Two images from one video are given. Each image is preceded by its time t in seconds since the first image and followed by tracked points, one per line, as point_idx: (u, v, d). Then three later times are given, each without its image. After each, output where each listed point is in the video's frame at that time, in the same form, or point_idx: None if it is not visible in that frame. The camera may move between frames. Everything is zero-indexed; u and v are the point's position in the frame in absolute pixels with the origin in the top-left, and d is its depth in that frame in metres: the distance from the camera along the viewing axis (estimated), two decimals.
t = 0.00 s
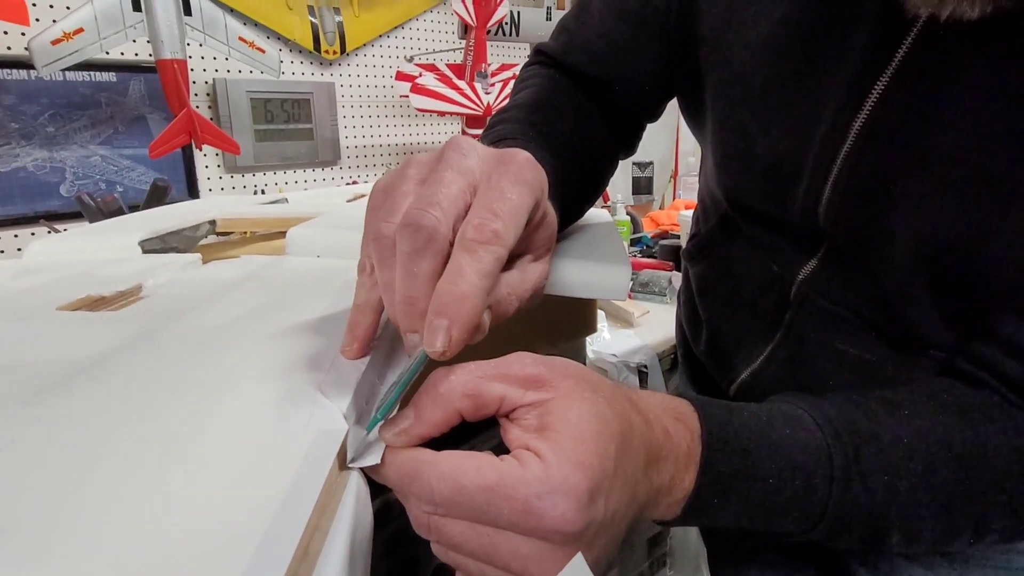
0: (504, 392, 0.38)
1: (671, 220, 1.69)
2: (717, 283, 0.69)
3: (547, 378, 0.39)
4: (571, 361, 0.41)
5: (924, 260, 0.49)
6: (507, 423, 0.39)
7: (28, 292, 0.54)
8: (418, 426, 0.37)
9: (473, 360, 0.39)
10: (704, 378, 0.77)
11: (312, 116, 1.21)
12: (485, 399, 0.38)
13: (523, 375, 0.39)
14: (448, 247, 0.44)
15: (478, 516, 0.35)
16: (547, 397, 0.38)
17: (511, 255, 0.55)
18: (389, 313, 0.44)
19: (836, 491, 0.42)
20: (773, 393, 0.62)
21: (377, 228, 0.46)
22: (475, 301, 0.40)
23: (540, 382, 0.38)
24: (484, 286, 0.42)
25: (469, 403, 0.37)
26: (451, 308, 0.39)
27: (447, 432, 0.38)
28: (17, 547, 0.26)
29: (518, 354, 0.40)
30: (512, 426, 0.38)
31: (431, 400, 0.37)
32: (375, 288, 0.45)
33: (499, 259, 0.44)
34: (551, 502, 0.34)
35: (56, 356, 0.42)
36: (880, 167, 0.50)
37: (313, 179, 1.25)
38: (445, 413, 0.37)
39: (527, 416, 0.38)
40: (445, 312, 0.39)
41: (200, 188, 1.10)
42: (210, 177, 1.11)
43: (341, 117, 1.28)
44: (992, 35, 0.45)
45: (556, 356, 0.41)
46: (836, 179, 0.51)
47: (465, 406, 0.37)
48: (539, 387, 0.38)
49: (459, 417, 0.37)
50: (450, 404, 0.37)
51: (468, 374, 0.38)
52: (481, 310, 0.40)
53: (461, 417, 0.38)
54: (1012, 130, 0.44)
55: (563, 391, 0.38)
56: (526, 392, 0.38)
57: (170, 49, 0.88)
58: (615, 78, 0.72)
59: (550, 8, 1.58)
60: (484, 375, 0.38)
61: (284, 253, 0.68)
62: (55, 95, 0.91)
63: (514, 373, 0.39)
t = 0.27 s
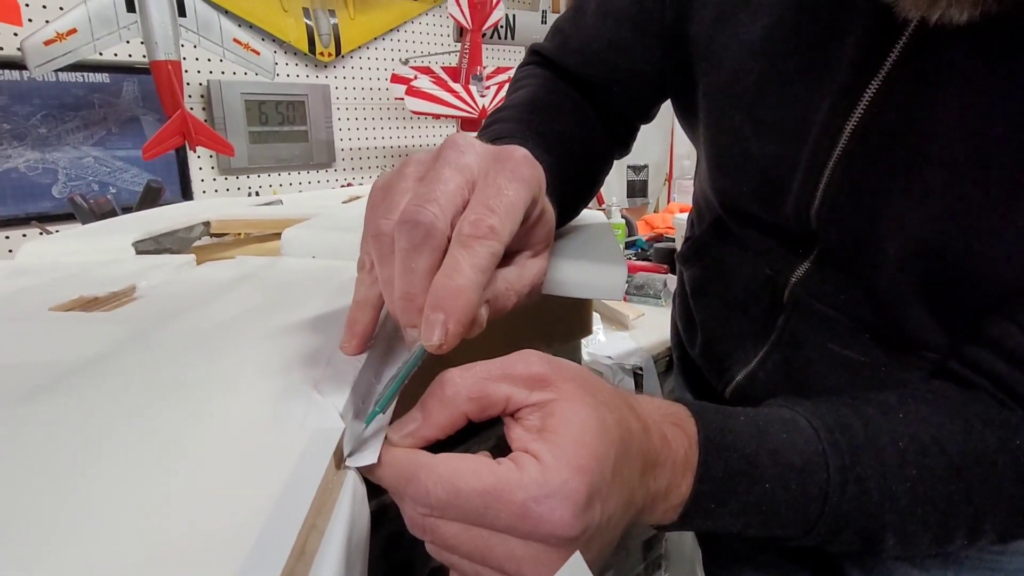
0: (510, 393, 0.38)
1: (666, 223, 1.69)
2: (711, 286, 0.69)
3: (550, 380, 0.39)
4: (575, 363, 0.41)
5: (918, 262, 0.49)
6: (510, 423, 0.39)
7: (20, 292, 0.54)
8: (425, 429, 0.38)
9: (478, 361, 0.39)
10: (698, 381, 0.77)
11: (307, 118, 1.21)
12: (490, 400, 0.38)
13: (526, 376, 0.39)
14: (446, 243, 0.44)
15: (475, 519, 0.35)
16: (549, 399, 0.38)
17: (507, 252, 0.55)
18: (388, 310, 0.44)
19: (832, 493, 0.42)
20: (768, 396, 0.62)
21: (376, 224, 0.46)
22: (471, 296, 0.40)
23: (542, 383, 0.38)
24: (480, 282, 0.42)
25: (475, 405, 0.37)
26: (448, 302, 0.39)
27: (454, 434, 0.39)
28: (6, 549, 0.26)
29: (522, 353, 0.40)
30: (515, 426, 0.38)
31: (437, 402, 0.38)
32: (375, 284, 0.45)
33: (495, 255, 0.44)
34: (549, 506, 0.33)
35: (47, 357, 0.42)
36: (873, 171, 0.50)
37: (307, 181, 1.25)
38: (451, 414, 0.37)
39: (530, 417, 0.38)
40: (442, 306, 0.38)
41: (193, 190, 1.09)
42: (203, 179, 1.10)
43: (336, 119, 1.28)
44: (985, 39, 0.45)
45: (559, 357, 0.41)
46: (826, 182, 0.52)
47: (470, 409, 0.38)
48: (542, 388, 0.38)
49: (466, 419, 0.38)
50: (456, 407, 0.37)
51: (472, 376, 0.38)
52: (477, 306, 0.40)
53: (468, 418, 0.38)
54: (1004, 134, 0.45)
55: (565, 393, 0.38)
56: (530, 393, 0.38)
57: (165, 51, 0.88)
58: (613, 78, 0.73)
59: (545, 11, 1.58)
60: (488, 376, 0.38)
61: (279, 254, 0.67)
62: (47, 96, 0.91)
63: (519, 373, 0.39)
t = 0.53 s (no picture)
0: (519, 392, 0.38)
1: (662, 225, 1.70)
2: (707, 288, 0.69)
3: (556, 379, 0.39)
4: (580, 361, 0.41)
5: (914, 266, 0.49)
6: (517, 420, 0.39)
7: (15, 291, 0.53)
8: (441, 434, 0.39)
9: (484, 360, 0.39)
10: (694, 384, 0.77)
11: (304, 119, 1.21)
12: (499, 401, 0.38)
13: (533, 374, 0.38)
14: (446, 240, 0.44)
15: (475, 518, 0.35)
16: (555, 397, 0.38)
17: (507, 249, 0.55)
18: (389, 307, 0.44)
19: (827, 495, 0.42)
20: (764, 398, 0.62)
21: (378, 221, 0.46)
22: (471, 292, 0.40)
23: (547, 382, 0.38)
24: (479, 278, 0.42)
25: (484, 409, 0.38)
26: (448, 297, 0.39)
27: (470, 433, 0.40)
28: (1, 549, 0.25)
29: (529, 349, 0.40)
30: (522, 425, 0.38)
31: (449, 408, 0.38)
32: (377, 280, 0.45)
33: (494, 251, 0.44)
34: (550, 506, 0.33)
35: (42, 356, 0.41)
36: (869, 175, 0.50)
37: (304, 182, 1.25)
38: (464, 418, 0.38)
39: (536, 415, 0.38)
40: (442, 302, 0.39)
41: (190, 190, 1.09)
42: (200, 179, 1.10)
43: (333, 120, 1.28)
44: (980, 45, 0.45)
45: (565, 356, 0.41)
46: (822, 186, 0.52)
47: (482, 413, 0.38)
48: (549, 386, 0.38)
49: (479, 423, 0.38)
50: (467, 412, 0.38)
51: (479, 380, 0.38)
52: (476, 302, 0.40)
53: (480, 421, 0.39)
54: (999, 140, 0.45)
55: (569, 392, 0.38)
56: (539, 390, 0.38)
57: (162, 51, 0.88)
58: (613, 78, 0.73)
59: (542, 14, 1.58)
60: (496, 375, 0.38)
61: (276, 253, 0.67)
62: (43, 95, 0.90)
63: (528, 371, 0.39)
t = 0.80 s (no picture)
0: (518, 391, 0.38)
1: (659, 227, 1.70)
2: (705, 289, 0.69)
3: (557, 378, 0.38)
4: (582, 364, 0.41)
5: (911, 268, 0.49)
6: (516, 420, 0.39)
7: (8, 285, 0.53)
8: (441, 435, 0.39)
9: (482, 359, 0.39)
10: (691, 386, 0.77)
11: (302, 116, 1.20)
12: (498, 401, 0.38)
13: (534, 373, 0.38)
14: (445, 232, 0.43)
15: (474, 518, 0.34)
16: (555, 396, 0.38)
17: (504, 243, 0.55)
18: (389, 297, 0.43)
19: (824, 497, 0.42)
20: (761, 400, 0.62)
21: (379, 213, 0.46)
22: (469, 284, 0.40)
23: (548, 381, 0.38)
24: (478, 270, 0.41)
25: (483, 409, 0.38)
26: (447, 289, 0.39)
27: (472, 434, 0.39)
28: None
29: (529, 347, 0.40)
30: (521, 424, 0.38)
31: (447, 410, 0.38)
32: (377, 272, 0.45)
33: (493, 244, 0.44)
34: (548, 506, 0.33)
35: (35, 350, 0.41)
36: (868, 177, 0.50)
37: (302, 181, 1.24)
38: (463, 420, 0.38)
39: (536, 414, 0.38)
40: (441, 293, 0.38)
41: (185, 187, 1.09)
42: (195, 176, 1.09)
43: (331, 119, 1.27)
44: (981, 47, 0.45)
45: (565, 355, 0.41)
46: (820, 186, 0.52)
47: (481, 413, 0.38)
48: (549, 385, 0.38)
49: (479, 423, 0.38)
50: (467, 413, 0.38)
51: (478, 380, 0.38)
52: (474, 293, 0.40)
53: (481, 422, 0.38)
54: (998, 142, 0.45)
55: (569, 392, 0.38)
56: (538, 390, 0.38)
57: (158, 46, 0.88)
58: (615, 75, 0.73)
59: (541, 14, 1.58)
60: (496, 374, 0.38)
61: (272, 250, 0.67)
62: (39, 90, 0.90)
63: (528, 370, 0.38)
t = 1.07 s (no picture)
0: (519, 386, 0.38)
1: (657, 228, 1.70)
2: (704, 288, 0.69)
3: (559, 373, 0.38)
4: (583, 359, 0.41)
5: (909, 268, 0.50)
6: (516, 415, 0.39)
7: (6, 279, 0.53)
8: (443, 430, 0.39)
9: (483, 354, 0.39)
10: (689, 385, 0.77)
11: (301, 115, 1.21)
12: (500, 396, 0.38)
13: (535, 367, 0.38)
14: (447, 223, 0.44)
15: (474, 513, 0.35)
16: (556, 391, 0.38)
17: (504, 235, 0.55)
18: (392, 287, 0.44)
19: (822, 496, 0.42)
20: (759, 399, 0.62)
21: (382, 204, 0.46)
22: (470, 274, 0.40)
23: (550, 375, 0.38)
24: (479, 259, 0.42)
25: (485, 403, 0.38)
26: (449, 277, 0.39)
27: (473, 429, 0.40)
28: None
29: (531, 342, 0.40)
30: (522, 419, 0.38)
31: (449, 406, 0.39)
32: (381, 261, 0.45)
33: (494, 235, 0.44)
34: (548, 500, 0.33)
35: (34, 342, 0.41)
36: (866, 176, 0.50)
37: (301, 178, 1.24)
38: (465, 415, 0.38)
39: (537, 408, 0.38)
40: (443, 281, 0.39)
41: (184, 183, 1.08)
42: (194, 173, 1.09)
43: (330, 117, 1.27)
44: (980, 48, 0.45)
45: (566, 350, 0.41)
46: (819, 186, 0.52)
47: (482, 407, 0.38)
48: (550, 379, 0.38)
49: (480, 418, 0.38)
50: (467, 408, 0.38)
51: (480, 374, 0.38)
52: (476, 282, 0.41)
53: (483, 416, 0.39)
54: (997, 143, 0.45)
55: (570, 386, 0.38)
56: (539, 384, 0.38)
57: (158, 42, 0.88)
58: (616, 71, 0.73)
59: (542, 14, 1.58)
60: (497, 368, 0.38)
61: (271, 246, 0.67)
62: (38, 86, 0.90)
63: (530, 364, 0.38)
